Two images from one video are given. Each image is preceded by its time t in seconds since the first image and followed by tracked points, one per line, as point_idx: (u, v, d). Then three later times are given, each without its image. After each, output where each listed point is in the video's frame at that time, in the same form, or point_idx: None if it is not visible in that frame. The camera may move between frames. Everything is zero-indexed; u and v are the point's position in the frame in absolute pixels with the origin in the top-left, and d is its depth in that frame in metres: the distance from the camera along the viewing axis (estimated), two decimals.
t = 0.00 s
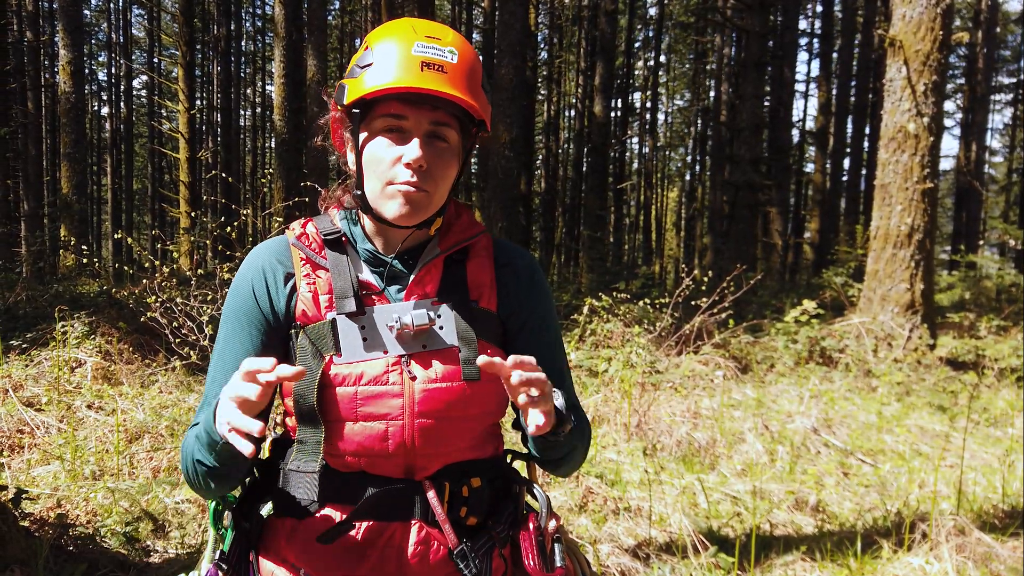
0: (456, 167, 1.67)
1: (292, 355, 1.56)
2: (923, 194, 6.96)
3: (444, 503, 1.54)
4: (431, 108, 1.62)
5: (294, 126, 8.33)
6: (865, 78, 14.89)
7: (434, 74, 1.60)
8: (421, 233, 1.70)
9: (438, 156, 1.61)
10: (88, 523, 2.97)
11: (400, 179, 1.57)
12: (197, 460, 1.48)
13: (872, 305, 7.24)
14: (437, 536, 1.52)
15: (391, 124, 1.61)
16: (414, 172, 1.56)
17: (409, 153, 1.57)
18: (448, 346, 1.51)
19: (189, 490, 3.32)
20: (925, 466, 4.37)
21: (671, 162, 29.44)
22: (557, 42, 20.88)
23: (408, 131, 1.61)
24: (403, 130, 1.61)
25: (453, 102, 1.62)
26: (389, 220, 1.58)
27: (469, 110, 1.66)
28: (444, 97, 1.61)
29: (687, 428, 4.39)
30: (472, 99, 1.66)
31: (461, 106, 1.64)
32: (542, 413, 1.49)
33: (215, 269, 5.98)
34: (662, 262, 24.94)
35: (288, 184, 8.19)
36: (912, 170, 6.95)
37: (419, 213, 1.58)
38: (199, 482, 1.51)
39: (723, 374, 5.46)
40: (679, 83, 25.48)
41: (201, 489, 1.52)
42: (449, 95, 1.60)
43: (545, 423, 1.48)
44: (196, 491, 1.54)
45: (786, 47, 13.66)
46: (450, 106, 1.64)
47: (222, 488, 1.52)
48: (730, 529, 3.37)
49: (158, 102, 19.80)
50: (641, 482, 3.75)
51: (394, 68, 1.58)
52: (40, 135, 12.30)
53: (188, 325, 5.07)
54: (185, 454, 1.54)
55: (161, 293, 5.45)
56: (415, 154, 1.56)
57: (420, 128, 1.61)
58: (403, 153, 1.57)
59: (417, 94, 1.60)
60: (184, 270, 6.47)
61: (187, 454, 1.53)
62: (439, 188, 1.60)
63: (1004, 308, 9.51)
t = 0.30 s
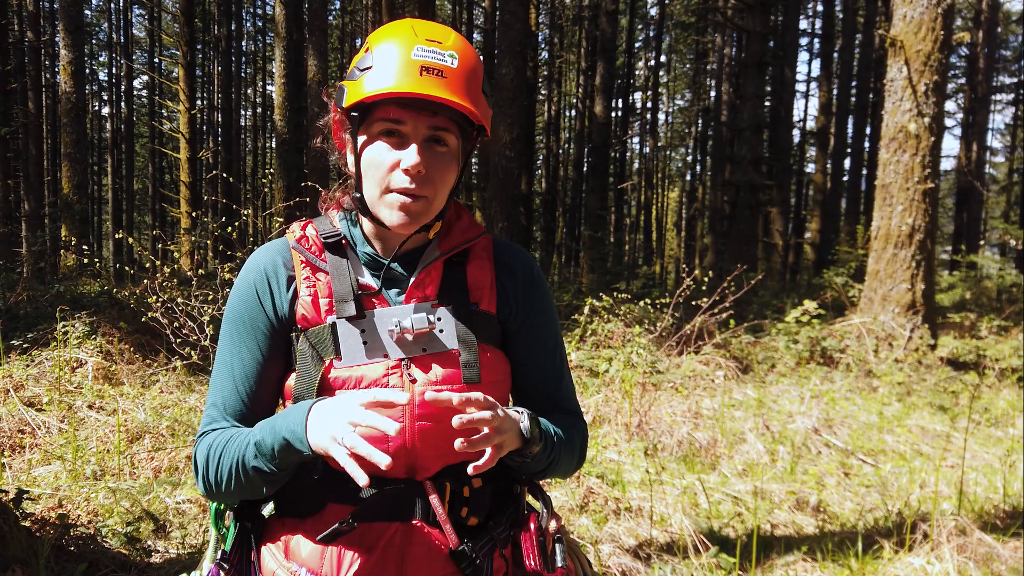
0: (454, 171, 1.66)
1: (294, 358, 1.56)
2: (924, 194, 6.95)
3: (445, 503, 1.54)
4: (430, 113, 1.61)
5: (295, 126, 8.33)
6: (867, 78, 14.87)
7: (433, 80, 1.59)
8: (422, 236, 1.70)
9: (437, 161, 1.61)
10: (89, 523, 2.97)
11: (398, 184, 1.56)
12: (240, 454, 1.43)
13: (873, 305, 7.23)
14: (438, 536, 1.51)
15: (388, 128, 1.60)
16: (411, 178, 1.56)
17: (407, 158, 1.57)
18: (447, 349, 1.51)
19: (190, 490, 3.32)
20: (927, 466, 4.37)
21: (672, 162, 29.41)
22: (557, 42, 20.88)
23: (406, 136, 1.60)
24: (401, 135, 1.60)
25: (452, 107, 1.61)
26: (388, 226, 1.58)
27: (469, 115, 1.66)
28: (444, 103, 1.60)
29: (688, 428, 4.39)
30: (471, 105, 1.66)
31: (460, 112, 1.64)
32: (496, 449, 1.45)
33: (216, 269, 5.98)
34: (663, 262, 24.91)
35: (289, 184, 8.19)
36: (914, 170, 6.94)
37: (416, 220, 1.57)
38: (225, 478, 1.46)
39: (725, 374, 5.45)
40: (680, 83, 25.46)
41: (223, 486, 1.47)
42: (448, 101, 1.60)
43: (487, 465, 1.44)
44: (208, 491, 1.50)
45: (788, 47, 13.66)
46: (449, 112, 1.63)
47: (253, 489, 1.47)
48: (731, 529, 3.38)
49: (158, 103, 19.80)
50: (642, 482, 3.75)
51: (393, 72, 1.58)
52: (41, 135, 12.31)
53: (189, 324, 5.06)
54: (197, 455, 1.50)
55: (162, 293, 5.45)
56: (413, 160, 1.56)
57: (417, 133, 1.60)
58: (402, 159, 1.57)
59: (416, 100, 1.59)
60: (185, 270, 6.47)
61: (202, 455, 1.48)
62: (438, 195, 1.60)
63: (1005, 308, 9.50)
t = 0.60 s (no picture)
0: (450, 168, 1.65)
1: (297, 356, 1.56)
2: (925, 194, 6.95)
3: (447, 504, 1.54)
4: (417, 113, 1.59)
5: (296, 126, 8.32)
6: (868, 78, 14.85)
7: (416, 81, 1.57)
8: (425, 236, 1.70)
9: (429, 162, 1.60)
10: (90, 523, 2.97)
11: (393, 188, 1.57)
12: (253, 453, 1.42)
13: (874, 305, 7.21)
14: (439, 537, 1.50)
15: (378, 134, 1.60)
16: (404, 182, 1.56)
17: (398, 163, 1.57)
18: (450, 350, 1.50)
19: (191, 490, 3.31)
20: (928, 466, 4.36)
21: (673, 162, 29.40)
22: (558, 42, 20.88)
23: (396, 139, 1.60)
24: (391, 139, 1.60)
25: (439, 106, 1.59)
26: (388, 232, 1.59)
27: (458, 112, 1.63)
28: (430, 103, 1.58)
29: (689, 428, 4.38)
30: (459, 100, 1.63)
31: (448, 109, 1.61)
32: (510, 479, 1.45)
33: (217, 269, 5.98)
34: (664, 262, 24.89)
35: (290, 184, 8.19)
36: (914, 169, 6.94)
37: (415, 220, 1.57)
38: (236, 476, 1.45)
39: (725, 374, 5.45)
40: (682, 83, 25.45)
41: (231, 483, 1.46)
42: (433, 101, 1.57)
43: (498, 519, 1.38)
44: (212, 487, 1.49)
45: (788, 47, 13.66)
46: (436, 110, 1.61)
47: (263, 485, 1.46)
48: (732, 529, 3.37)
49: (159, 103, 19.80)
50: (643, 482, 3.75)
51: (378, 78, 1.57)
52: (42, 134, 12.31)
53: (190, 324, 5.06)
54: (201, 454, 1.49)
55: (163, 293, 5.45)
56: (404, 164, 1.56)
57: (407, 135, 1.60)
58: (392, 164, 1.57)
59: (402, 103, 1.58)
60: (186, 270, 6.47)
61: (207, 453, 1.47)
62: (435, 194, 1.60)
63: (1006, 308, 9.50)
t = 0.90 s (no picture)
0: (444, 162, 1.65)
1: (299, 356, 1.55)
2: (926, 194, 6.94)
3: (449, 503, 1.54)
4: (407, 107, 1.59)
5: (297, 125, 8.31)
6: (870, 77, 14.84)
7: (404, 75, 1.57)
8: (425, 234, 1.69)
9: (422, 156, 1.60)
10: (92, 524, 2.97)
11: (385, 183, 1.57)
12: (258, 454, 1.42)
13: (875, 305, 7.21)
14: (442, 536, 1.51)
15: (370, 130, 1.61)
16: (397, 176, 1.56)
17: (390, 157, 1.57)
18: (452, 348, 1.50)
19: (192, 490, 3.32)
20: (929, 466, 4.36)
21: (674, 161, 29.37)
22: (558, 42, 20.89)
23: (387, 135, 1.60)
24: (383, 135, 1.60)
25: (430, 99, 1.59)
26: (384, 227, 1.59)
27: (449, 105, 1.63)
28: (420, 96, 1.58)
29: (690, 428, 4.38)
30: (450, 94, 1.63)
31: (438, 102, 1.61)
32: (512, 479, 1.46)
33: (218, 269, 5.98)
34: (665, 261, 24.87)
35: (291, 184, 8.20)
36: (916, 169, 6.93)
37: (411, 215, 1.57)
38: (241, 476, 1.44)
39: (726, 374, 5.45)
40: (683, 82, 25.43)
41: (236, 483, 1.45)
42: (421, 93, 1.57)
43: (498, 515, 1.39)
44: (214, 487, 1.48)
45: (790, 47, 13.65)
46: (427, 105, 1.60)
47: (270, 485, 1.46)
48: (733, 529, 3.38)
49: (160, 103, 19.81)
50: (644, 482, 3.75)
51: (366, 75, 1.57)
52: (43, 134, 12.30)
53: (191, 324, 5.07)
54: (204, 453, 1.48)
55: (164, 293, 5.45)
56: (396, 157, 1.56)
57: (399, 130, 1.60)
58: (385, 158, 1.57)
59: (392, 98, 1.58)
60: (187, 269, 6.48)
61: (210, 453, 1.46)
62: (430, 189, 1.60)
63: (1007, 308, 9.50)
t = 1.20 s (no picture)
0: (446, 163, 1.65)
1: (297, 358, 1.55)
2: (927, 194, 6.93)
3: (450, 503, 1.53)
4: (414, 106, 1.59)
5: (298, 125, 8.32)
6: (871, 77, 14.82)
7: (414, 73, 1.57)
8: (422, 235, 1.69)
9: (425, 154, 1.60)
10: (92, 524, 2.96)
11: (387, 177, 1.56)
12: (260, 458, 1.42)
13: (876, 305, 7.20)
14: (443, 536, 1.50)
15: (375, 125, 1.60)
16: (399, 172, 1.56)
17: (393, 152, 1.56)
18: (450, 347, 1.50)
19: (193, 490, 3.32)
20: (930, 466, 4.36)
21: (674, 161, 29.35)
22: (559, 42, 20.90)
23: (392, 131, 1.60)
24: (388, 131, 1.60)
25: (437, 99, 1.59)
26: (382, 222, 1.58)
27: (455, 106, 1.63)
28: (426, 94, 1.58)
29: (691, 428, 4.38)
30: (457, 95, 1.63)
31: (445, 102, 1.61)
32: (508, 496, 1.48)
33: (219, 269, 5.98)
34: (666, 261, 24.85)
35: (291, 184, 8.21)
36: (917, 169, 6.93)
37: (408, 213, 1.57)
38: (243, 482, 1.44)
39: (727, 374, 5.45)
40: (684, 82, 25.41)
41: (236, 488, 1.45)
42: (429, 91, 1.57)
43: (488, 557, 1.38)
44: (213, 492, 1.47)
45: (791, 47, 13.63)
46: (434, 104, 1.61)
47: (273, 488, 1.45)
48: (734, 529, 3.38)
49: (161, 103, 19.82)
50: (645, 482, 3.75)
51: (375, 69, 1.58)
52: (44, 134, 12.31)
53: (191, 324, 5.07)
54: (203, 458, 1.48)
55: (165, 293, 5.45)
56: (399, 153, 1.56)
57: (404, 127, 1.60)
58: (388, 153, 1.57)
59: (399, 95, 1.58)
60: (188, 269, 6.48)
61: (210, 458, 1.46)
62: (430, 188, 1.60)
63: (1008, 308, 9.49)
